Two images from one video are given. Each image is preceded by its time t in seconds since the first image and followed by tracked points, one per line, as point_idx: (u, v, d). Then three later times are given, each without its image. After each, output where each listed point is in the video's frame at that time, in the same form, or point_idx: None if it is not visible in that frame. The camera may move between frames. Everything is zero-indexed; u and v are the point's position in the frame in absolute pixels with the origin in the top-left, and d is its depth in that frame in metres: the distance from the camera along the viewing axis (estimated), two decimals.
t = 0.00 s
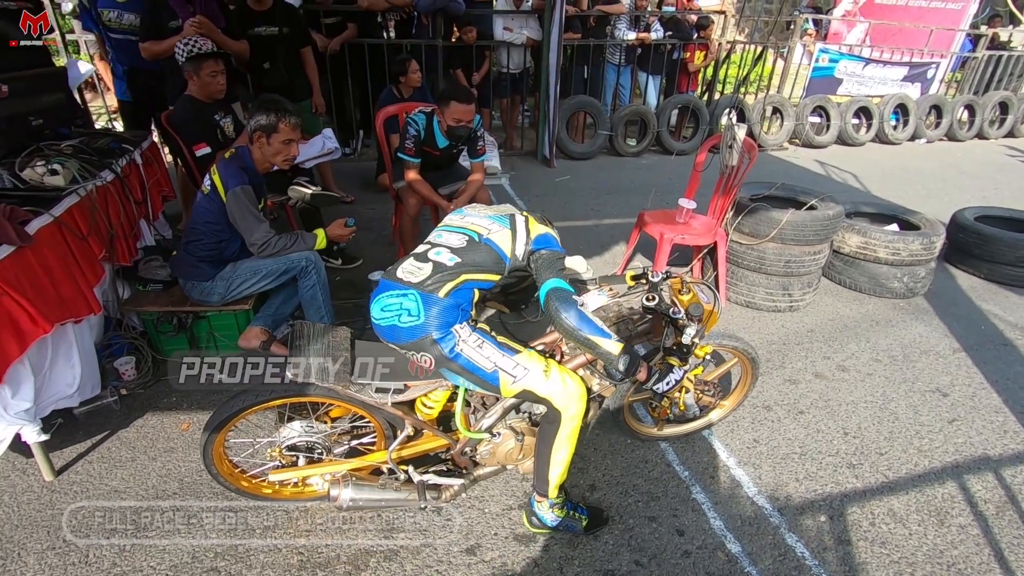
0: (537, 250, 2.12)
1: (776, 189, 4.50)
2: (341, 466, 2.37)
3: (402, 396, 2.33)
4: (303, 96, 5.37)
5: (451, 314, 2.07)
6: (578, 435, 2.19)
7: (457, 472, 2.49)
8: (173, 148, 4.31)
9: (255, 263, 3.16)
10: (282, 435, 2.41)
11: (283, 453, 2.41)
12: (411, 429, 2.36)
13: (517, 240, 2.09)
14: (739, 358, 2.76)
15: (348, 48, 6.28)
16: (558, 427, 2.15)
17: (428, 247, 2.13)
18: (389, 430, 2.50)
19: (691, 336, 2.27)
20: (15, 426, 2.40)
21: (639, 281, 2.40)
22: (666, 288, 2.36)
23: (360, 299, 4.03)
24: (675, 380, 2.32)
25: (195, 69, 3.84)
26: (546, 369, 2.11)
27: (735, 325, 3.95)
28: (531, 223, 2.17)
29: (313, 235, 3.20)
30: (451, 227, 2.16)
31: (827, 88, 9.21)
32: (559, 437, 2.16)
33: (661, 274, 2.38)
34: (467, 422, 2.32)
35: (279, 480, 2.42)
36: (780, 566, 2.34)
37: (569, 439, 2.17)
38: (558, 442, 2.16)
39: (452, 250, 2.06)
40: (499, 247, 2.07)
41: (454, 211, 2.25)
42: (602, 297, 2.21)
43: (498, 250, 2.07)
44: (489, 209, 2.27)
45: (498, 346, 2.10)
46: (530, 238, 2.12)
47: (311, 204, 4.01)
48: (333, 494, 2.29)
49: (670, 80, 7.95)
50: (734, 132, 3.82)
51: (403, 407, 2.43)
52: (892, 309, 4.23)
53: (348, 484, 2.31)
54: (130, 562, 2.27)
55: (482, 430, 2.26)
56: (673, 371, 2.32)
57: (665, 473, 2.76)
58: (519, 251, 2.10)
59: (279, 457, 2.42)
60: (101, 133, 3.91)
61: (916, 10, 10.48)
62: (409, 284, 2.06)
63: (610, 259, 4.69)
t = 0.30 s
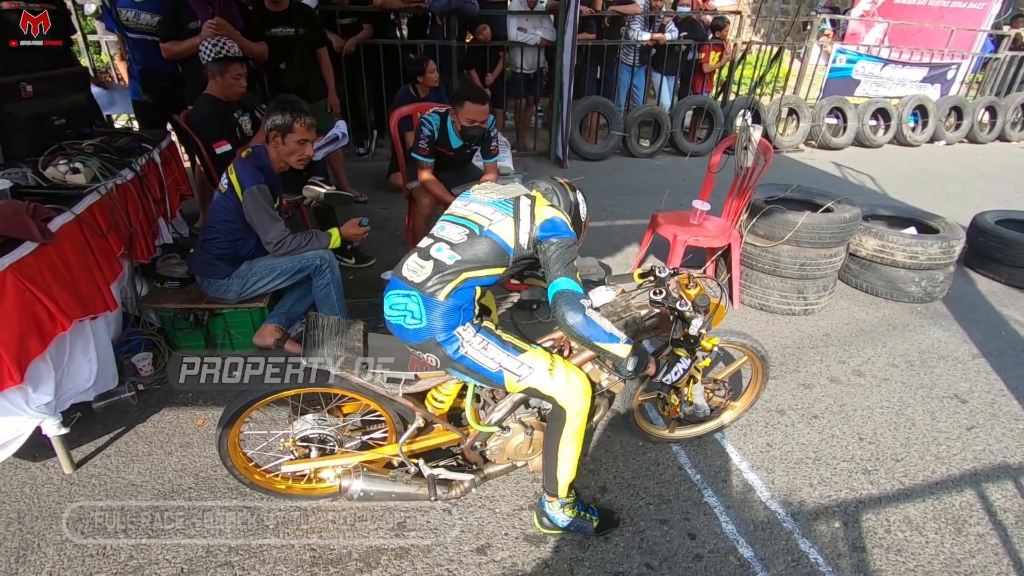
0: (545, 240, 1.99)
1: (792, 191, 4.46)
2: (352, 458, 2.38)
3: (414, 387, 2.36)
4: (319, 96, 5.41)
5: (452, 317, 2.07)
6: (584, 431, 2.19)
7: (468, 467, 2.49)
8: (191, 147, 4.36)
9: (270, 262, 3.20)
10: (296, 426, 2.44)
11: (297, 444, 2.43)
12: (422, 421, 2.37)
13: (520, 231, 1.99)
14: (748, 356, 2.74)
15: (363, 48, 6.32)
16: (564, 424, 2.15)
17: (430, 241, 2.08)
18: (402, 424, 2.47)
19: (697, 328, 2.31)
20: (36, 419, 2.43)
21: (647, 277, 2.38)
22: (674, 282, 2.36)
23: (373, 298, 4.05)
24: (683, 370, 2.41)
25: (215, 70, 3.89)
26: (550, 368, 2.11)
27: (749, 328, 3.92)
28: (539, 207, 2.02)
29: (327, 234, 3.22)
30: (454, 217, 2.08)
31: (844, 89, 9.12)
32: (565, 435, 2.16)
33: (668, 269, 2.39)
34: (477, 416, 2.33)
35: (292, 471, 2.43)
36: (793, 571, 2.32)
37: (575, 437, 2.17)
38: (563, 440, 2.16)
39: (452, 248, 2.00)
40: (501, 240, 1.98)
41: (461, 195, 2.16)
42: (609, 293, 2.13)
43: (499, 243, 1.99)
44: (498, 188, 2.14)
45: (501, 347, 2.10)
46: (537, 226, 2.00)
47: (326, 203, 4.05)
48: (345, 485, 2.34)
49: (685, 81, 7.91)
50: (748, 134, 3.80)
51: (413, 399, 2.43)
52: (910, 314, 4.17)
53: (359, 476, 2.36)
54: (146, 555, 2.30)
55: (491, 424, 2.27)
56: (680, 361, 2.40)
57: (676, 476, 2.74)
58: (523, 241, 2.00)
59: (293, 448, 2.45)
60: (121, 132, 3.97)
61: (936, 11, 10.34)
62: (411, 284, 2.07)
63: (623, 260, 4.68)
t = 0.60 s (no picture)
0: (529, 239, 1.88)
1: (804, 194, 4.44)
2: (364, 446, 2.39)
3: (424, 374, 2.36)
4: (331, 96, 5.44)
5: (444, 327, 2.06)
6: (586, 427, 2.19)
7: (476, 460, 2.51)
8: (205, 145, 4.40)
9: (283, 259, 3.21)
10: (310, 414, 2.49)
11: (309, 431, 2.46)
12: (432, 409, 2.40)
13: (500, 229, 1.91)
14: (753, 351, 2.72)
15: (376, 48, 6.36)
16: (563, 424, 2.16)
17: (424, 241, 2.09)
18: (411, 415, 2.54)
19: (701, 313, 2.31)
20: (53, 412, 2.47)
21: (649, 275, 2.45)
22: (675, 273, 2.37)
23: (383, 296, 4.07)
24: (687, 354, 2.38)
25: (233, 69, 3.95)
26: (547, 370, 2.09)
27: (760, 331, 3.90)
28: (522, 197, 1.89)
29: (339, 233, 3.24)
30: (444, 214, 2.06)
31: (857, 92, 9.07)
32: (564, 435, 2.16)
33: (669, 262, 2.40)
34: (486, 407, 2.34)
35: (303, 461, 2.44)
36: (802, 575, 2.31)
37: (576, 435, 2.17)
38: (564, 440, 2.17)
39: (435, 252, 2.00)
40: (481, 240, 1.93)
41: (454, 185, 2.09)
42: (611, 286, 2.21)
43: (480, 244, 1.93)
44: (488, 172, 2.04)
45: (496, 352, 2.08)
46: (518, 221, 1.88)
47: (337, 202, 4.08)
48: (355, 472, 2.35)
49: (696, 82, 7.89)
50: (761, 136, 3.79)
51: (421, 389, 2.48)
52: (922, 318, 4.14)
53: (369, 463, 2.36)
54: (159, 548, 2.32)
55: (499, 414, 2.27)
56: (684, 346, 2.37)
57: (686, 477, 2.74)
58: (506, 239, 1.92)
59: (305, 436, 2.47)
60: (137, 130, 4.01)
61: (951, 14, 10.26)
62: (406, 290, 2.11)
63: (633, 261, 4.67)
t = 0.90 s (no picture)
0: (532, 232, 1.85)
1: (811, 195, 4.42)
2: (372, 439, 2.41)
3: (430, 369, 2.36)
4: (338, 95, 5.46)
5: (452, 321, 2.07)
6: (592, 439, 2.19)
7: (481, 455, 2.52)
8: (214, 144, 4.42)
9: (290, 258, 3.23)
10: (317, 408, 2.50)
11: (317, 425, 2.46)
12: (438, 403, 2.40)
13: (502, 224, 1.88)
14: (757, 347, 2.71)
15: (383, 48, 6.38)
16: (568, 434, 2.17)
17: (436, 235, 2.12)
18: (417, 410, 2.57)
19: (707, 306, 2.29)
20: (63, 408, 2.49)
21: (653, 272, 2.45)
22: (678, 270, 2.36)
23: (389, 295, 4.08)
24: (694, 347, 2.38)
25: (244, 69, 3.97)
26: (555, 379, 2.10)
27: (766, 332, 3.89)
28: (524, 188, 1.84)
29: (347, 231, 3.26)
30: (454, 208, 2.06)
31: (865, 92, 9.03)
32: (569, 445, 2.17)
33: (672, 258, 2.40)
34: (491, 401, 2.37)
35: (310, 454, 2.47)
36: None
37: (583, 446, 2.18)
38: (567, 448, 2.18)
39: (443, 247, 2.01)
40: (483, 235, 1.92)
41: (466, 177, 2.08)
42: (617, 280, 2.29)
43: (482, 239, 1.92)
44: (497, 160, 1.99)
45: (502, 354, 2.09)
46: (520, 215, 1.84)
47: (344, 201, 4.10)
48: (361, 464, 2.36)
49: (703, 83, 7.87)
50: (769, 136, 3.76)
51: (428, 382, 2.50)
52: (930, 320, 4.12)
53: (376, 455, 2.38)
54: (166, 543, 2.34)
55: (504, 408, 2.29)
56: (690, 338, 2.36)
57: (691, 478, 2.74)
58: (508, 233, 1.90)
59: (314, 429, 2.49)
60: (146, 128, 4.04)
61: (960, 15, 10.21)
62: (418, 283, 2.14)
63: (638, 262, 4.67)
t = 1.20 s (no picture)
0: (517, 246, 1.85)
1: (813, 195, 4.42)
2: (373, 443, 2.43)
3: (432, 373, 2.38)
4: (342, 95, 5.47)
5: (457, 333, 2.08)
6: (602, 430, 2.20)
7: (483, 458, 2.51)
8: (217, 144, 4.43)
9: (295, 257, 3.24)
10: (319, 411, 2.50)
11: (319, 427, 2.48)
12: (439, 408, 2.42)
13: (487, 239, 1.89)
14: (759, 350, 2.72)
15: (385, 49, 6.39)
16: (579, 427, 2.18)
17: (430, 250, 2.15)
18: (419, 412, 2.55)
19: (709, 313, 2.33)
20: (69, 405, 2.50)
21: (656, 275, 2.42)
22: (682, 274, 2.37)
23: (392, 294, 4.09)
24: (696, 355, 2.40)
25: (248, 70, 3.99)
26: (563, 374, 2.11)
27: (768, 332, 3.90)
28: (504, 203, 1.84)
29: (350, 231, 3.27)
30: (444, 222, 2.09)
31: (868, 92, 9.02)
32: (580, 438, 2.18)
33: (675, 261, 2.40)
34: (493, 406, 2.37)
35: (313, 455, 2.47)
36: None
37: (592, 439, 2.19)
38: (579, 442, 2.19)
39: (437, 262, 2.04)
40: (472, 251, 1.93)
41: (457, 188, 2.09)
42: (618, 285, 2.14)
43: (471, 255, 1.94)
44: (483, 171, 2.00)
45: (510, 358, 2.10)
46: (502, 229, 1.84)
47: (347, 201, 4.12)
48: (364, 469, 2.36)
49: (706, 83, 7.87)
50: (771, 137, 3.77)
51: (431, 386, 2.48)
52: (933, 321, 4.11)
53: (378, 460, 2.37)
54: (171, 541, 2.35)
55: (506, 412, 2.30)
56: (692, 346, 2.39)
57: (693, 477, 2.74)
58: (495, 247, 1.90)
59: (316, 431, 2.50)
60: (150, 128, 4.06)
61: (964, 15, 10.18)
62: (419, 299, 2.16)
63: (641, 262, 4.67)
